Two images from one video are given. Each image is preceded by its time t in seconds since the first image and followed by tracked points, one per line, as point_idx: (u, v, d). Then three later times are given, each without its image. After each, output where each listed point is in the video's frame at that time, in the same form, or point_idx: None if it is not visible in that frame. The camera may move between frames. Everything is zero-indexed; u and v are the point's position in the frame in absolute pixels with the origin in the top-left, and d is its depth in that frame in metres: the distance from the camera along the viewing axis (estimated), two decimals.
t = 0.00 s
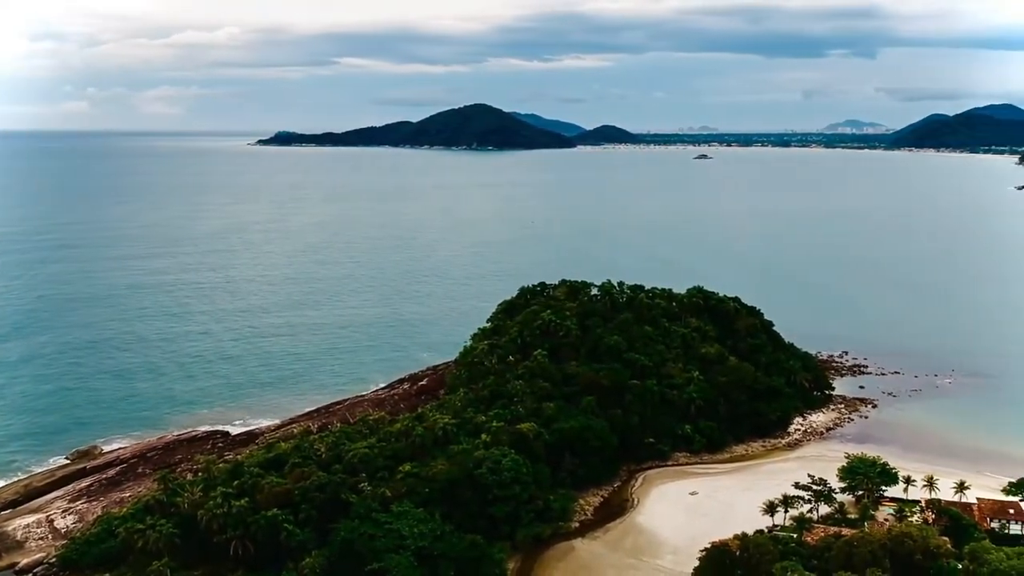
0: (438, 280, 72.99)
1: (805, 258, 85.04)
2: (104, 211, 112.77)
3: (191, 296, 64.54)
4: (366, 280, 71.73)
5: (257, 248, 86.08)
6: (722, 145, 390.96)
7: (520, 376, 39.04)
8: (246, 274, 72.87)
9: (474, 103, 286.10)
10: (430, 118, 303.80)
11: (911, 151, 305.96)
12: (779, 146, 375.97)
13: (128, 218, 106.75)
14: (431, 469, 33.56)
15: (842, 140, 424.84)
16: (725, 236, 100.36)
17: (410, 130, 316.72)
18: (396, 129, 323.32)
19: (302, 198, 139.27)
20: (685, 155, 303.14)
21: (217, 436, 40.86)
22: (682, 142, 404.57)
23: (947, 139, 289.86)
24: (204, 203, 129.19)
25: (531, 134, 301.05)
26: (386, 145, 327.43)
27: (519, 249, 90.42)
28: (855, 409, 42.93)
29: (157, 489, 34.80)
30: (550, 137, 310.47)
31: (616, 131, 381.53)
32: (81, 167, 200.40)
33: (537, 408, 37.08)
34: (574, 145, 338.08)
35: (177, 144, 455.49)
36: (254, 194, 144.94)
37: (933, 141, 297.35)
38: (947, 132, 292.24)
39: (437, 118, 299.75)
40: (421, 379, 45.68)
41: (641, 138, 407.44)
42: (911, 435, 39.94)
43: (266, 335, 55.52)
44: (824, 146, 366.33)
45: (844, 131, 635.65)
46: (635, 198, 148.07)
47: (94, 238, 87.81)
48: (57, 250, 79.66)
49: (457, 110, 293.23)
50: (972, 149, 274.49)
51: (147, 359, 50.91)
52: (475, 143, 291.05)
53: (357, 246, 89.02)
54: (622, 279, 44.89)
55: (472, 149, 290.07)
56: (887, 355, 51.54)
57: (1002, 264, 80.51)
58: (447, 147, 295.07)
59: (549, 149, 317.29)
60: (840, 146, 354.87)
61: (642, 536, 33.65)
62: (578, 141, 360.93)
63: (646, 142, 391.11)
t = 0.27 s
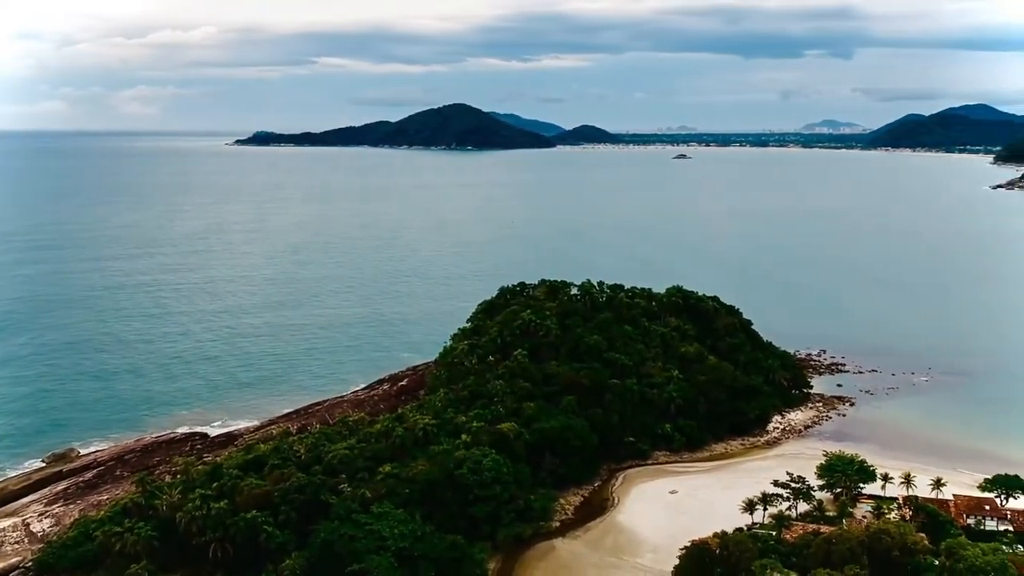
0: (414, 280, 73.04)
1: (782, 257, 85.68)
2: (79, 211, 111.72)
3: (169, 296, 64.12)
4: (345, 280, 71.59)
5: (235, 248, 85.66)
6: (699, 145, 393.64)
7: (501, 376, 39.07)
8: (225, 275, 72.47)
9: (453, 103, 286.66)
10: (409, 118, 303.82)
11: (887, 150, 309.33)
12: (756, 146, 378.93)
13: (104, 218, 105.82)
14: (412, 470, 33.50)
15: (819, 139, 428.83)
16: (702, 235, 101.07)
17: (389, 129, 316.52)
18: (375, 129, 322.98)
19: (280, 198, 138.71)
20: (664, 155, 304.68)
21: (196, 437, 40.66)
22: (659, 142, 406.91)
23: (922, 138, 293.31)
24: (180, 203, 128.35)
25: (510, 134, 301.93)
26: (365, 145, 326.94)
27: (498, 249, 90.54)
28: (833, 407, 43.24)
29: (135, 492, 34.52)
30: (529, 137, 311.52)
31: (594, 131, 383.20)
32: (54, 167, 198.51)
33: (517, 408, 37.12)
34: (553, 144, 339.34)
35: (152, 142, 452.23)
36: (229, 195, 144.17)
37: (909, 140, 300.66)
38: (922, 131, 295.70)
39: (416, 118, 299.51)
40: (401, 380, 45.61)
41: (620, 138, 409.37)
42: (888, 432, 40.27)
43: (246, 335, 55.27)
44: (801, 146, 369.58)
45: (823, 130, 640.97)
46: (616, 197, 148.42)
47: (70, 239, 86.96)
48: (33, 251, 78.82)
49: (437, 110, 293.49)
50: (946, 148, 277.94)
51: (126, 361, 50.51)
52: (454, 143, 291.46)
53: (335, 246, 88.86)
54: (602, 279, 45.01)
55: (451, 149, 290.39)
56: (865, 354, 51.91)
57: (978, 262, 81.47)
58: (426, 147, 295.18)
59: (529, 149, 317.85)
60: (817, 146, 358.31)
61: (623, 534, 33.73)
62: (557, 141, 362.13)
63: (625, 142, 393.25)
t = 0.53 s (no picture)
0: (390, 279, 72.96)
1: (759, 256, 86.24)
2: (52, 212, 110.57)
3: (147, 297, 63.62)
4: (322, 280, 71.29)
5: (213, 249, 85.13)
6: (676, 145, 396.20)
7: (480, 376, 39.07)
8: (202, 276, 72.01)
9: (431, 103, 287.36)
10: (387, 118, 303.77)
11: (863, 150, 312.25)
12: (733, 145, 381.35)
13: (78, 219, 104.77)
14: (391, 471, 33.39)
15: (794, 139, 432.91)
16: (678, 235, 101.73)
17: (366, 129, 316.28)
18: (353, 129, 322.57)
19: (255, 198, 138.23)
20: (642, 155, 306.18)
21: (173, 439, 40.41)
22: (636, 142, 408.75)
23: (897, 138, 296.31)
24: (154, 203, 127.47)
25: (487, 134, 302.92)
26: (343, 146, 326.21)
27: (475, 249, 90.50)
28: (810, 405, 43.54)
29: (112, 495, 34.14)
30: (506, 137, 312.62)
31: (572, 131, 384.73)
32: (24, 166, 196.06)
33: (497, 408, 37.14)
34: (531, 145, 340.37)
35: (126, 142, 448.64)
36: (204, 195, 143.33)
37: (884, 140, 303.79)
38: (897, 131, 298.74)
39: (394, 117, 299.18)
40: (380, 380, 45.47)
41: (598, 138, 411.10)
42: (864, 430, 40.60)
43: (225, 336, 54.96)
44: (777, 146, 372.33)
45: (801, 130, 646.01)
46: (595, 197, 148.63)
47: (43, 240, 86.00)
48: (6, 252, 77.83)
49: (414, 110, 293.80)
50: (921, 148, 281.23)
51: (103, 362, 50.06)
52: (432, 143, 291.83)
53: (312, 246, 88.62)
54: (581, 279, 45.11)
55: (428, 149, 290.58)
56: (842, 352, 52.26)
57: (954, 261, 82.28)
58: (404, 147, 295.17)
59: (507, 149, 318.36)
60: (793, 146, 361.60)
61: (602, 533, 33.79)
62: (535, 141, 363.14)
63: (602, 142, 395.29)
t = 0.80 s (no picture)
0: (365, 279, 72.87)
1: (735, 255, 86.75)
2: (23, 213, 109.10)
3: (121, 299, 63.02)
4: (298, 281, 71.06)
5: (188, 249, 84.48)
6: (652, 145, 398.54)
7: (457, 376, 39.05)
8: (178, 277, 71.47)
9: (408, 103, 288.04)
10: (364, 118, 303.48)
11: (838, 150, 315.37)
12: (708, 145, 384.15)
13: (50, 220, 103.47)
14: (368, 472, 33.31)
15: (769, 139, 436.90)
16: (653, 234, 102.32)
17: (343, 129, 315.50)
18: (330, 130, 321.60)
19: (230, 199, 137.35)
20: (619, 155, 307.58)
21: (148, 442, 40.14)
22: (612, 142, 410.76)
23: (871, 138, 299.58)
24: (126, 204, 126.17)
25: (464, 134, 303.54)
26: (320, 146, 325.01)
27: (450, 248, 90.52)
28: (786, 403, 43.86)
29: (86, 498, 33.67)
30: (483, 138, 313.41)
31: (549, 131, 386.35)
32: None
33: (475, 408, 37.16)
34: (508, 144, 341.20)
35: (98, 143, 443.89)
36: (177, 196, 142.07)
37: (858, 140, 307.12)
38: (871, 131, 301.98)
39: (371, 118, 299.08)
40: (357, 381, 45.33)
41: (575, 138, 412.66)
42: (839, 427, 40.95)
43: (201, 338, 54.64)
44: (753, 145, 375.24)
45: (779, 130, 651.20)
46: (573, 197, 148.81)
47: (15, 241, 84.80)
48: None
49: (391, 110, 293.63)
50: (894, 148, 284.72)
51: (78, 364, 49.51)
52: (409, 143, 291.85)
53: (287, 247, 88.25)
54: (558, 278, 45.20)
55: (405, 149, 290.43)
56: (818, 350, 52.64)
57: (927, 259, 83.27)
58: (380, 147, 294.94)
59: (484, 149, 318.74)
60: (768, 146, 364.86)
61: (580, 533, 33.89)
62: (511, 141, 364.00)
63: (577, 142, 397.34)
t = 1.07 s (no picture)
0: (336, 279, 72.61)
1: (710, 255, 87.18)
2: None
3: (93, 300, 62.27)
4: (272, 281, 70.65)
5: (161, 250, 83.59)
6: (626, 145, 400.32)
7: (433, 376, 38.99)
8: (150, 278, 70.74)
9: (384, 103, 286.56)
10: (339, 117, 301.98)
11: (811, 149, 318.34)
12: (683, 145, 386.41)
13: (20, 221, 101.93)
14: (344, 473, 33.16)
15: (743, 139, 440.42)
16: (627, 233, 102.65)
17: (317, 129, 313.84)
18: (305, 129, 319.86)
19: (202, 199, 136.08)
20: (595, 155, 308.44)
21: (122, 444, 39.72)
22: (586, 141, 412.30)
23: (844, 138, 302.65)
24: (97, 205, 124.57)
25: (440, 134, 303.31)
26: (295, 146, 323.10)
27: (423, 248, 90.38)
28: (760, 401, 44.15)
29: (58, 502, 33.21)
30: (458, 137, 313.32)
31: (524, 131, 386.76)
32: None
33: (450, 408, 37.13)
34: (483, 144, 341.31)
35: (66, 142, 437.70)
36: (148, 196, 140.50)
37: (831, 140, 310.23)
38: (843, 131, 305.08)
39: (345, 117, 297.54)
40: (332, 382, 45.13)
41: (551, 138, 413.05)
42: (812, 425, 41.26)
43: (176, 339, 54.16)
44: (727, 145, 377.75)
45: (755, 129, 655.97)
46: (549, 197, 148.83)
47: None
48: None
49: (366, 109, 292.40)
50: (866, 148, 288.00)
51: (49, 367, 48.86)
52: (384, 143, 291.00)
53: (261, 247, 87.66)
54: (533, 278, 45.25)
55: (381, 148, 289.62)
56: (793, 348, 53.05)
57: (900, 257, 84.30)
58: (355, 146, 293.78)
59: (460, 149, 318.58)
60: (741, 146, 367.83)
61: (557, 532, 33.94)
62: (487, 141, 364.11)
63: (552, 142, 398.04)
